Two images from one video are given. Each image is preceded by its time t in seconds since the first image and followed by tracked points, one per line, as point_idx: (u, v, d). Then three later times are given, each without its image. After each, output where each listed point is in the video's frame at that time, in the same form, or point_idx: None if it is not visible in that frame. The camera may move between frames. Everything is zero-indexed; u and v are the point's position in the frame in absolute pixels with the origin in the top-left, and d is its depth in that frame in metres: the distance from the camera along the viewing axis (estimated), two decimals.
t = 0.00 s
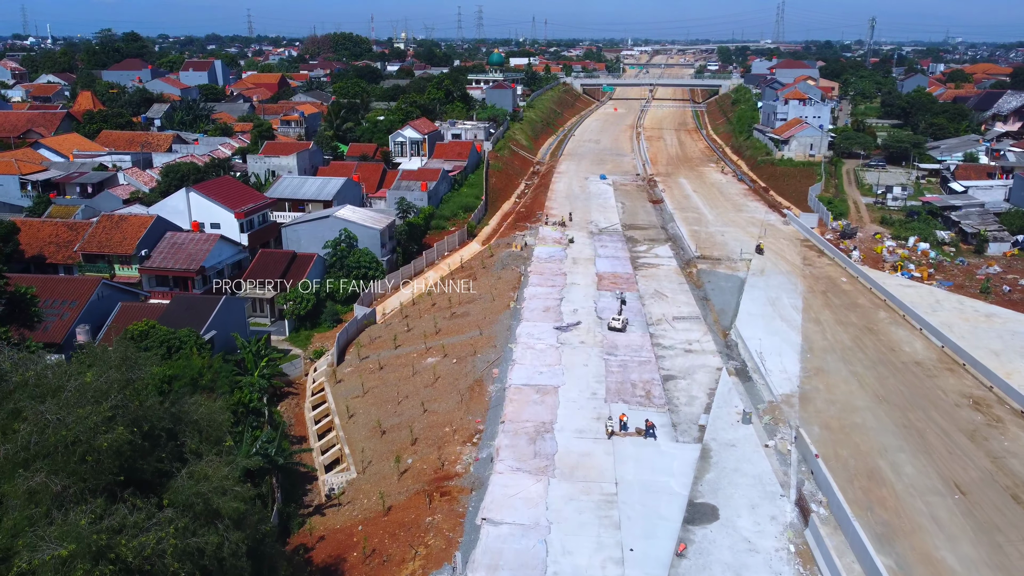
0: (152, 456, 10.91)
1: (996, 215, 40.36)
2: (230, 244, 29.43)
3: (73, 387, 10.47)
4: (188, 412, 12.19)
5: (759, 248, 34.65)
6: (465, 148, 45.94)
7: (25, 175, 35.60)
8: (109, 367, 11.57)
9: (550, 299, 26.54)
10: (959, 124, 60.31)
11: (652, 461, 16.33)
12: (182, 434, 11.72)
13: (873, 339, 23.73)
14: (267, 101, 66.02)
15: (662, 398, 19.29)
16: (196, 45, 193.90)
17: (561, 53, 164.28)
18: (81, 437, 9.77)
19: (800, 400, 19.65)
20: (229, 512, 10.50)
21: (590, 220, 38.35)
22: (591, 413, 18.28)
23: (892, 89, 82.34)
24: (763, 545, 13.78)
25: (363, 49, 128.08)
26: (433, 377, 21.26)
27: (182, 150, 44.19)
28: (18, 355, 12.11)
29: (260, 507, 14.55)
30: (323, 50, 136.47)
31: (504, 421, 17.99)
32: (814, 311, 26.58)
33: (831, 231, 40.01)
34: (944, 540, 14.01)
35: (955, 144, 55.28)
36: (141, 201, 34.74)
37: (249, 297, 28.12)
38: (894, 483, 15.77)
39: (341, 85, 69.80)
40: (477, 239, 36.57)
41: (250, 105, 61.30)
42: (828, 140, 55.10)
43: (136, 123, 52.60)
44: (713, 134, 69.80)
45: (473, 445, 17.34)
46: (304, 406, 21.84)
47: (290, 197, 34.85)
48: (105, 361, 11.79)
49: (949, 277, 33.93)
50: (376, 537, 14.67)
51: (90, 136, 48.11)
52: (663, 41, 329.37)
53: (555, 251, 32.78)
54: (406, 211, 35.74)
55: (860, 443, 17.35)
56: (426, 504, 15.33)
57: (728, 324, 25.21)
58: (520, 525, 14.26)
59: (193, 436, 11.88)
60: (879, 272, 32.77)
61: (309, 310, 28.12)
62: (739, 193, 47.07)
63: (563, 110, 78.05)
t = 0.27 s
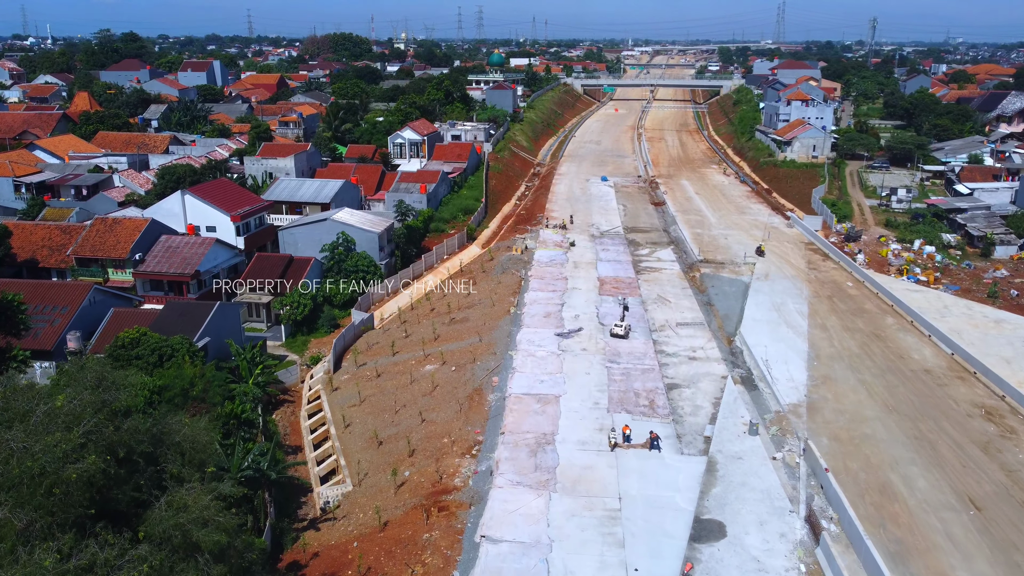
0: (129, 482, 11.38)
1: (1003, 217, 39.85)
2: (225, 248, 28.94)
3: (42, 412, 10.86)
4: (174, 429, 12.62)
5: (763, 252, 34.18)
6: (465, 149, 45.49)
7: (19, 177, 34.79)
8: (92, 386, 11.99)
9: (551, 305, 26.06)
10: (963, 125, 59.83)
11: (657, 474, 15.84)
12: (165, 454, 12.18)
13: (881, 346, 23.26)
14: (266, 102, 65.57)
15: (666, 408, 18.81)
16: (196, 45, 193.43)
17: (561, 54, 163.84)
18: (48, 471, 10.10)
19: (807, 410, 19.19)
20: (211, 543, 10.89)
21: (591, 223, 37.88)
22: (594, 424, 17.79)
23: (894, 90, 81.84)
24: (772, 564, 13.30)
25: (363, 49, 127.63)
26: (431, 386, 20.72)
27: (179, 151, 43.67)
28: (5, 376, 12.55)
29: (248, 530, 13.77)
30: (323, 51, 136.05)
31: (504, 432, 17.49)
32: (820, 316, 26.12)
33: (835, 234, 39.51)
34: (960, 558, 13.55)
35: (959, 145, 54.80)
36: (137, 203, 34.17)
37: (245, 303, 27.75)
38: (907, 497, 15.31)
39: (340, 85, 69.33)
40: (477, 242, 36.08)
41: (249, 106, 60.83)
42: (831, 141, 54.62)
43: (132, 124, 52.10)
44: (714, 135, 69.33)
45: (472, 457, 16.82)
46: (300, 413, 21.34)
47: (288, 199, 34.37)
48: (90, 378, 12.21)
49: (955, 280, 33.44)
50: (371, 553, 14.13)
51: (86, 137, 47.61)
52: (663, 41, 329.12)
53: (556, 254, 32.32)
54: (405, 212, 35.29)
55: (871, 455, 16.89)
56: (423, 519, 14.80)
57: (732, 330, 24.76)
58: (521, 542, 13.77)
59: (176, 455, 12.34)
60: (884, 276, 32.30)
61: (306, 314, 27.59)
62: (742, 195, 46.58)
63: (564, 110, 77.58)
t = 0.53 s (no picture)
0: (111, 513, 11.28)
1: (1019, 221, 39.13)
2: (229, 251, 28.30)
3: (17, 439, 10.62)
4: (162, 451, 12.44)
5: (774, 256, 33.61)
6: (471, 151, 45.09)
7: (23, 179, 34.54)
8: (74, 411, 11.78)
9: (559, 311, 25.58)
10: (976, 127, 59.05)
11: (669, 490, 15.33)
12: (152, 479, 12.03)
13: (897, 356, 22.71)
14: (272, 103, 65.34)
15: (676, 420, 18.31)
16: (205, 46, 193.92)
17: (569, 54, 163.38)
18: (21, 504, 9.79)
19: (822, 423, 18.75)
20: None
21: (600, 226, 37.39)
22: (603, 437, 17.31)
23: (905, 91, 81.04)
24: None
25: (370, 51, 127.46)
26: (436, 395, 20.20)
27: (184, 153, 43.32)
28: None
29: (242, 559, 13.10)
30: (330, 52, 136.08)
31: (510, 444, 17.00)
32: (834, 324, 25.59)
33: (847, 238, 38.87)
34: None
35: (973, 147, 54.05)
36: (141, 205, 33.81)
37: (249, 308, 27.32)
38: (929, 516, 14.84)
39: (347, 86, 69.06)
40: (484, 246, 35.61)
41: (255, 107, 60.54)
42: (842, 143, 53.96)
43: (138, 125, 51.87)
44: (723, 136, 68.71)
45: (478, 470, 16.32)
46: (302, 422, 20.84)
47: (292, 202, 33.99)
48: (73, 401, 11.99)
49: (971, 286, 32.77)
50: (373, 571, 13.62)
51: (91, 139, 47.36)
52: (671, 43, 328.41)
53: (564, 259, 31.85)
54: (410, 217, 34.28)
55: (890, 472, 16.41)
56: (427, 535, 14.30)
57: (744, 338, 24.31)
58: (528, 563, 13.31)
59: (164, 479, 12.17)
60: (899, 282, 31.69)
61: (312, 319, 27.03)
62: (752, 198, 45.99)
63: (571, 112, 77.08)
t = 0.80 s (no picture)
0: (99, 542, 10.89)
1: None
2: (242, 254, 28.03)
3: None
4: (157, 472, 11.97)
5: (795, 262, 32.94)
6: (487, 153, 44.72)
7: (38, 179, 34.45)
8: (63, 433, 11.31)
9: (575, 317, 25.10)
10: (1002, 130, 57.88)
11: (688, 507, 14.82)
12: (145, 504, 11.61)
13: (923, 367, 22.04)
14: (288, 103, 65.29)
15: (695, 432, 17.79)
16: (223, 46, 194.85)
17: (585, 55, 162.70)
18: None
19: (847, 437, 18.16)
20: None
21: (616, 230, 36.86)
22: (620, 449, 16.82)
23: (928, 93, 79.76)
24: None
25: (386, 51, 127.39)
26: (449, 403, 19.75)
27: (199, 154, 43.19)
28: None
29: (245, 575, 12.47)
30: (346, 53, 136.23)
31: (524, 456, 16.55)
32: (857, 332, 24.94)
33: (869, 243, 38.06)
34: None
35: (998, 151, 52.94)
36: (155, 206, 33.67)
37: (261, 311, 27.05)
38: (960, 539, 14.38)
39: (362, 87, 68.89)
40: (498, 249, 35.16)
41: (271, 107, 60.45)
42: (863, 146, 53.04)
43: (154, 126, 51.89)
44: (741, 138, 67.90)
45: (490, 483, 15.86)
46: (313, 429, 20.44)
47: (306, 204, 33.71)
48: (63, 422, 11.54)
49: (998, 293, 31.93)
50: None
51: (107, 139, 47.39)
52: (688, 43, 326.49)
53: (580, 263, 31.36)
54: (423, 220, 33.25)
55: (919, 490, 15.93)
56: (437, 551, 13.85)
57: (765, 346, 23.72)
58: None
59: (157, 504, 11.74)
60: (924, 288, 30.93)
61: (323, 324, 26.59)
62: (772, 201, 45.26)
63: (588, 113, 76.51)
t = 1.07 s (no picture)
0: (97, 570, 10.25)
1: None
2: (267, 254, 27.96)
3: None
4: (162, 491, 11.26)
5: (829, 268, 32.09)
6: (515, 154, 44.36)
7: (69, 178, 34.76)
8: (63, 452, 10.56)
9: (601, 323, 24.60)
10: None
11: (717, 526, 14.29)
12: (147, 526, 10.90)
13: (964, 380, 21.21)
14: (317, 103, 65.52)
15: (725, 446, 17.23)
16: (255, 45, 196.87)
17: (615, 54, 161.62)
18: None
19: (885, 453, 17.46)
20: None
21: (645, 233, 36.25)
22: (647, 463, 16.33)
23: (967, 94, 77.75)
24: None
25: (416, 51, 127.56)
26: (472, 410, 19.35)
27: (228, 154, 43.36)
28: None
29: None
30: (377, 52, 136.73)
31: (548, 468, 16.13)
32: (894, 343, 24.12)
33: (906, 249, 36.97)
34: None
35: None
36: (183, 206, 33.79)
37: (285, 312, 26.99)
38: (1005, 566, 13.72)
39: (391, 87, 68.92)
40: (525, 252, 34.74)
41: (300, 107, 60.67)
42: (900, 148, 51.72)
43: (185, 125, 52.30)
44: (774, 140, 66.72)
45: (513, 495, 15.45)
46: (335, 434, 20.18)
47: (332, 204, 33.60)
48: (64, 440, 10.83)
49: None
50: None
51: (138, 138, 47.81)
52: (720, 42, 322.97)
53: (608, 267, 30.84)
54: (450, 222, 33.35)
55: (962, 512, 15.24)
56: (458, 565, 13.47)
57: (798, 356, 23.01)
58: None
59: (161, 525, 11.01)
60: (964, 297, 29.91)
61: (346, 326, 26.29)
62: (805, 205, 44.27)
63: (617, 113, 75.77)
